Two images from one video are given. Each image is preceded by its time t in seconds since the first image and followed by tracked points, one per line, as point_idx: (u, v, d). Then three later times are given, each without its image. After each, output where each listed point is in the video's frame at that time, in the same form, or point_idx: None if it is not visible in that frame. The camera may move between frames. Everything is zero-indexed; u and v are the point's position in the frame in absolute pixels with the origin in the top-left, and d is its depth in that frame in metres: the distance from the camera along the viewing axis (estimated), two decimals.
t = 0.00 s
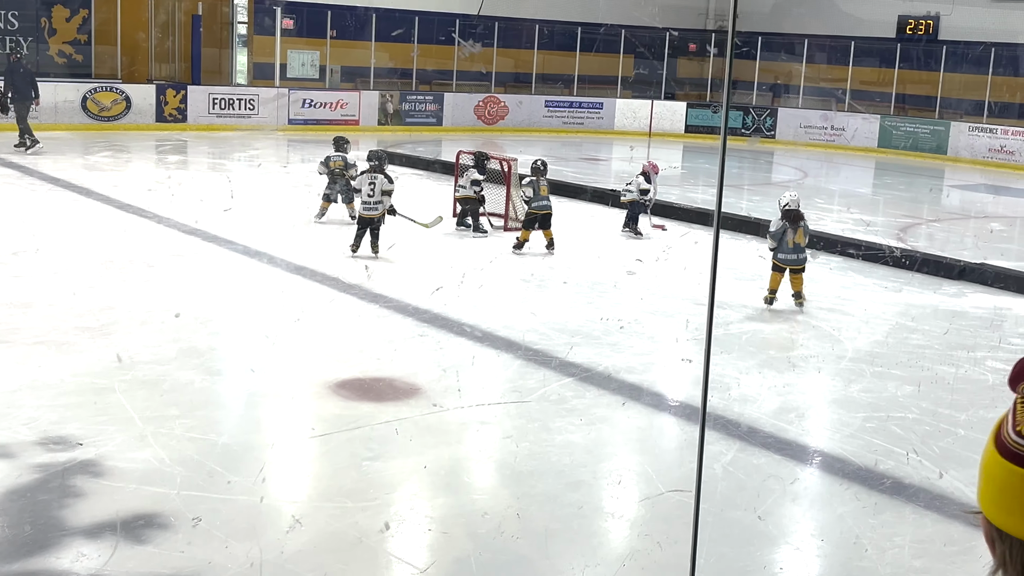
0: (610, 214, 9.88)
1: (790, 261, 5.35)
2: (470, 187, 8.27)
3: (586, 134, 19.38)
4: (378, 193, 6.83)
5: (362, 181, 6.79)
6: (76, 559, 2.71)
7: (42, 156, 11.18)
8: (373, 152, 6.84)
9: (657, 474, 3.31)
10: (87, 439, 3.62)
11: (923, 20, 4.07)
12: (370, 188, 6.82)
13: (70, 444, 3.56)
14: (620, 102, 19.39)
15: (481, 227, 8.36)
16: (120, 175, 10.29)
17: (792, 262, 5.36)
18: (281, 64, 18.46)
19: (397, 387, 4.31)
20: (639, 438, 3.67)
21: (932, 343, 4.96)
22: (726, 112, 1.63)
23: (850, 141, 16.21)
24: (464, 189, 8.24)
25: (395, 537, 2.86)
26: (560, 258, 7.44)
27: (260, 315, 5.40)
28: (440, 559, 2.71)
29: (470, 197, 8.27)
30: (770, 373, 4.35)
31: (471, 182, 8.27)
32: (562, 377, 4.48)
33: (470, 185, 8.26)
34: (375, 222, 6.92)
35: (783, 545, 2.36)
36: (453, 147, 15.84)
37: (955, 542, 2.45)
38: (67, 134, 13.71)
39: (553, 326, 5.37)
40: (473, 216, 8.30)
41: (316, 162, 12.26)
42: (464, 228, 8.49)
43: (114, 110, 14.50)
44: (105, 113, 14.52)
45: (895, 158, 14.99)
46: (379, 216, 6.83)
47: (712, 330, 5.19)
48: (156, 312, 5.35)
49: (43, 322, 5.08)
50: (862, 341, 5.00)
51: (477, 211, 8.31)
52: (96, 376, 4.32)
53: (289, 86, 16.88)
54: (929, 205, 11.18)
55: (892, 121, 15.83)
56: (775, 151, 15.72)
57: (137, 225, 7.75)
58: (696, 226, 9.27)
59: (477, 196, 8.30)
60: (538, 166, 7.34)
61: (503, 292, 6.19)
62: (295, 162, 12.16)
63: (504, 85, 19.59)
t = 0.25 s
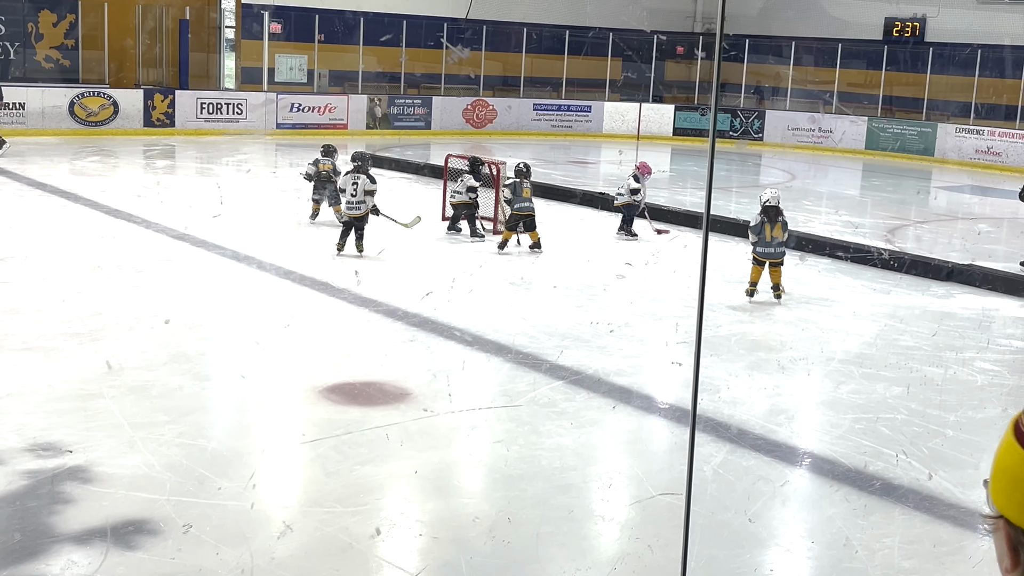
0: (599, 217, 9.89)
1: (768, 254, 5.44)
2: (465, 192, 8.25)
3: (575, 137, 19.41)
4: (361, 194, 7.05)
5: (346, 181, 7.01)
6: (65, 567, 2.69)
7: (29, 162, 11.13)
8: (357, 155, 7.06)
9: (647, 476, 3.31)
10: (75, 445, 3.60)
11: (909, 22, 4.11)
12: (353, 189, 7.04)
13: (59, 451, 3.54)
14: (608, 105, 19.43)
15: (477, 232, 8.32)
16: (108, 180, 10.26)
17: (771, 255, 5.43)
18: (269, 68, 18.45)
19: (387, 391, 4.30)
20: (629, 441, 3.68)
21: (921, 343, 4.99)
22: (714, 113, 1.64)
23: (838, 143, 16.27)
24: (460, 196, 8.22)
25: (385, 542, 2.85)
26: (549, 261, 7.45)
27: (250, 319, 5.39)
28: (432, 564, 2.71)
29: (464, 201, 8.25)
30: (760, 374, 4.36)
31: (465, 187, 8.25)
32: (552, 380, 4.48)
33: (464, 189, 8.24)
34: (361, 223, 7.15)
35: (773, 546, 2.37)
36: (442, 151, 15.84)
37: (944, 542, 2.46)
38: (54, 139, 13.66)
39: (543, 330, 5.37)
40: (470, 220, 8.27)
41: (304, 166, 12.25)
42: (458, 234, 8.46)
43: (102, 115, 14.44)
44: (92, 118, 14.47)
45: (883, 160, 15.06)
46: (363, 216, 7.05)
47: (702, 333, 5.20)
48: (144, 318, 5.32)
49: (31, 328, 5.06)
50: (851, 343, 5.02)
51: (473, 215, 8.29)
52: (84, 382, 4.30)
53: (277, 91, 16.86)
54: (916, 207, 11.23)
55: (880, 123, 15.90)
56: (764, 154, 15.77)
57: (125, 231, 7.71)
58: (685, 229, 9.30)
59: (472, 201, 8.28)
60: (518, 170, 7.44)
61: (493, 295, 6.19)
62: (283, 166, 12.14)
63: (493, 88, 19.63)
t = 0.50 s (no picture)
0: (594, 218, 9.90)
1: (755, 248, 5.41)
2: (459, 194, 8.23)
3: (569, 139, 19.42)
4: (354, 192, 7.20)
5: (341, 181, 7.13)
6: (60, 570, 2.69)
7: (23, 165, 11.12)
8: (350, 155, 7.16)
9: (642, 477, 3.31)
10: (70, 449, 3.59)
11: (902, 23, 4.12)
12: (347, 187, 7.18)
13: (54, 454, 3.53)
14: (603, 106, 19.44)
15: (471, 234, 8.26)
16: (101, 183, 10.25)
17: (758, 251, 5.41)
18: (263, 70, 18.44)
19: (382, 393, 4.30)
20: (624, 442, 3.68)
21: (915, 344, 5.00)
22: (708, 115, 1.65)
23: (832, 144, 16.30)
24: (454, 198, 8.23)
25: (381, 543, 2.86)
26: (544, 263, 7.45)
27: (245, 322, 5.38)
28: (427, 566, 2.71)
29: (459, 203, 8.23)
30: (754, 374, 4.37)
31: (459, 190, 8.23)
32: (547, 381, 4.48)
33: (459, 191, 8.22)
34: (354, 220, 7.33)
35: (769, 547, 2.37)
36: (436, 152, 15.84)
37: (939, 542, 2.47)
38: (48, 142, 13.64)
39: (538, 331, 5.38)
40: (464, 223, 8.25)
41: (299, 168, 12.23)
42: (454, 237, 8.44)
43: (95, 118, 14.43)
44: (86, 121, 14.45)
45: (876, 160, 15.09)
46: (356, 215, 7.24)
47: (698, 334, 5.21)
48: (138, 321, 5.31)
49: (25, 331, 5.05)
50: (846, 344, 5.03)
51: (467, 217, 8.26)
52: (78, 385, 4.30)
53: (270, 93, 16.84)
54: (910, 207, 11.25)
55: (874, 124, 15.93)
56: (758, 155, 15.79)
57: (119, 233, 7.70)
58: (680, 230, 9.31)
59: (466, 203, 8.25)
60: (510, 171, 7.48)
61: (488, 297, 6.19)
62: (277, 168, 12.13)
63: (487, 90, 19.64)
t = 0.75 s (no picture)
0: (595, 218, 9.90)
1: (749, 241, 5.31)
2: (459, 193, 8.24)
3: (570, 139, 19.42)
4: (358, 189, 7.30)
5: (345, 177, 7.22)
6: (60, 570, 2.69)
7: (23, 165, 11.12)
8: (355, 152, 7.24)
9: (643, 476, 3.32)
10: (71, 448, 3.60)
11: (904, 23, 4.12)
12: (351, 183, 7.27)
13: (55, 453, 3.54)
14: (603, 106, 19.43)
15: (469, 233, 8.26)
16: (102, 183, 10.25)
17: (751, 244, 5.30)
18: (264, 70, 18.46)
19: (383, 393, 4.30)
20: (625, 441, 3.69)
21: (916, 343, 5.00)
22: (708, 114, 1.65)
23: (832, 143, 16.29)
24: (455, 197, 8.23)
25: (382, 542, 2.86)
26: (546, 263, 7.46)
27: (246, 322, 5.38)
28: (429, 565, 2.71)
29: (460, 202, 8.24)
30: (755, 373, 4.36)
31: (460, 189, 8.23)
32: (547, 381, 4.48)
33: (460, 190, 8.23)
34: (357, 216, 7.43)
35: (769, 545, 2.38)
36: (436, 152, 15.83)
37: (940, 542, 2.47)
38: (49, 142, 13.64)
39: (538, 330, 5.38)
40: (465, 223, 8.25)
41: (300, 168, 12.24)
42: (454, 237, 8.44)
43: (96, 117, 14.44)
44: (87, 121, 14.46)
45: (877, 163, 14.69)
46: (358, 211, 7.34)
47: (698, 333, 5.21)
48: (139, 321, 5.31)
49: (26, 331, 5.05)
50: (846, 343, 5.03)
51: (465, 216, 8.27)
52: (79, 384, 4.30)
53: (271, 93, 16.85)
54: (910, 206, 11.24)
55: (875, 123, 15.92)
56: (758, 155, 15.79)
57: (120, 234, 7.70)
58: (681, 230, 9.30)
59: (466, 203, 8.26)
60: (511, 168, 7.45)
61: (489, 296, 6.19)
62: (278, 168, 12.13)
63: (487, 91, 19.66)
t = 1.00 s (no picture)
0: (602, 216, 9.89)
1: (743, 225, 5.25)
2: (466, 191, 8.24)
3: (577, 136, 19.39)
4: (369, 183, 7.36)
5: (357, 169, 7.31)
6: (68, 566, 2.70)
7: (32, 162, 11.16)
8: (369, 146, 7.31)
9: (650, 473, 3.32)
10: (79, 444, 3.61)
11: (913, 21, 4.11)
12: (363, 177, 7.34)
13: (63, 449, 3.55)
14: (611, 104, 19.40)
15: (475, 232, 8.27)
16: (110, 180, 10.28)
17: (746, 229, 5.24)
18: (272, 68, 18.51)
19: (390, 390, 4.30)
20: (631, 438, 3.69)
21: (924, 342, 4.98)
22: (715, 112, 1.64)
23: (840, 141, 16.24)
24: (461, 195, 8.23)
25: (389, 539, 2.86)
26: (553, 261, 7.45)
27: (253, 319, 5.39)
28: (435, 561, 2.71)
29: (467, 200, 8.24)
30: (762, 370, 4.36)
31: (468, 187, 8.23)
32: (554, 378, 4.48)
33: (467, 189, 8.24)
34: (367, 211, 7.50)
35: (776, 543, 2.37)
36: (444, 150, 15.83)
37: (947, 539, 2.46)
38: (57, 139, 13.68)
39: (546, 328, 5.38)
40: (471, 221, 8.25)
41: (308, 166, 12.25)
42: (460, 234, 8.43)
43: (105, 115, 14.48)
44: (95, 119, 14.51)
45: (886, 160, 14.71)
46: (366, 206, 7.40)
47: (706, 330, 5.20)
48: (147, 318, 5.33)
49: (35, 327, 5.07)
50: (854, 341, 5.02)
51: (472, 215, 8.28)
52: (87, 381, 4.31)
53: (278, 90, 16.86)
54: (918, 204, 11.20)
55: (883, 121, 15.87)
56: (767, 153, 15.76)
57: (129, 230, 7.72)
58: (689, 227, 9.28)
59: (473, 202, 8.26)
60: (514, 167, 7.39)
61: (496, 294, 6.19)
62: (286, 166, 12.14)
63: (495, 88, 19.66)
